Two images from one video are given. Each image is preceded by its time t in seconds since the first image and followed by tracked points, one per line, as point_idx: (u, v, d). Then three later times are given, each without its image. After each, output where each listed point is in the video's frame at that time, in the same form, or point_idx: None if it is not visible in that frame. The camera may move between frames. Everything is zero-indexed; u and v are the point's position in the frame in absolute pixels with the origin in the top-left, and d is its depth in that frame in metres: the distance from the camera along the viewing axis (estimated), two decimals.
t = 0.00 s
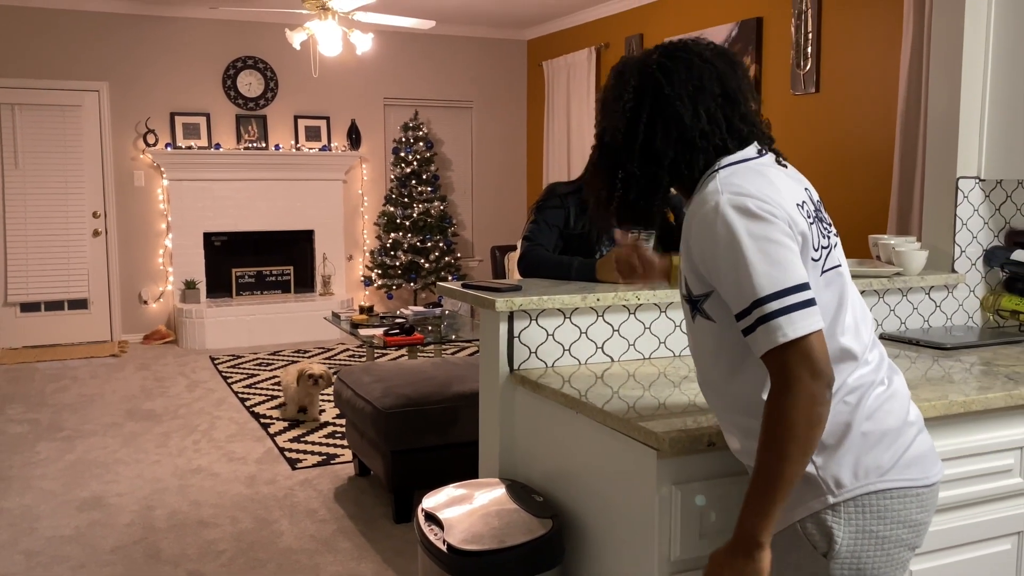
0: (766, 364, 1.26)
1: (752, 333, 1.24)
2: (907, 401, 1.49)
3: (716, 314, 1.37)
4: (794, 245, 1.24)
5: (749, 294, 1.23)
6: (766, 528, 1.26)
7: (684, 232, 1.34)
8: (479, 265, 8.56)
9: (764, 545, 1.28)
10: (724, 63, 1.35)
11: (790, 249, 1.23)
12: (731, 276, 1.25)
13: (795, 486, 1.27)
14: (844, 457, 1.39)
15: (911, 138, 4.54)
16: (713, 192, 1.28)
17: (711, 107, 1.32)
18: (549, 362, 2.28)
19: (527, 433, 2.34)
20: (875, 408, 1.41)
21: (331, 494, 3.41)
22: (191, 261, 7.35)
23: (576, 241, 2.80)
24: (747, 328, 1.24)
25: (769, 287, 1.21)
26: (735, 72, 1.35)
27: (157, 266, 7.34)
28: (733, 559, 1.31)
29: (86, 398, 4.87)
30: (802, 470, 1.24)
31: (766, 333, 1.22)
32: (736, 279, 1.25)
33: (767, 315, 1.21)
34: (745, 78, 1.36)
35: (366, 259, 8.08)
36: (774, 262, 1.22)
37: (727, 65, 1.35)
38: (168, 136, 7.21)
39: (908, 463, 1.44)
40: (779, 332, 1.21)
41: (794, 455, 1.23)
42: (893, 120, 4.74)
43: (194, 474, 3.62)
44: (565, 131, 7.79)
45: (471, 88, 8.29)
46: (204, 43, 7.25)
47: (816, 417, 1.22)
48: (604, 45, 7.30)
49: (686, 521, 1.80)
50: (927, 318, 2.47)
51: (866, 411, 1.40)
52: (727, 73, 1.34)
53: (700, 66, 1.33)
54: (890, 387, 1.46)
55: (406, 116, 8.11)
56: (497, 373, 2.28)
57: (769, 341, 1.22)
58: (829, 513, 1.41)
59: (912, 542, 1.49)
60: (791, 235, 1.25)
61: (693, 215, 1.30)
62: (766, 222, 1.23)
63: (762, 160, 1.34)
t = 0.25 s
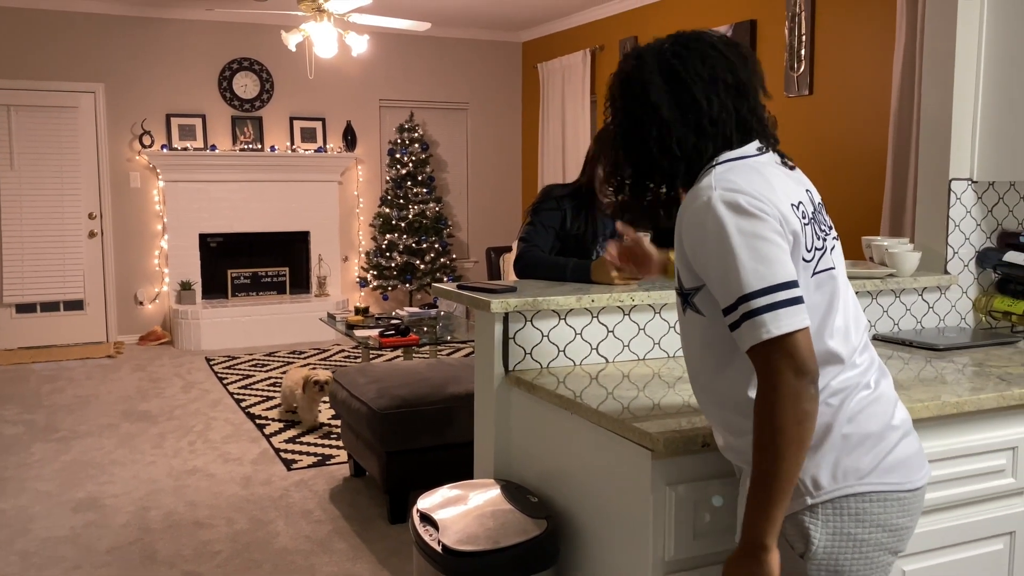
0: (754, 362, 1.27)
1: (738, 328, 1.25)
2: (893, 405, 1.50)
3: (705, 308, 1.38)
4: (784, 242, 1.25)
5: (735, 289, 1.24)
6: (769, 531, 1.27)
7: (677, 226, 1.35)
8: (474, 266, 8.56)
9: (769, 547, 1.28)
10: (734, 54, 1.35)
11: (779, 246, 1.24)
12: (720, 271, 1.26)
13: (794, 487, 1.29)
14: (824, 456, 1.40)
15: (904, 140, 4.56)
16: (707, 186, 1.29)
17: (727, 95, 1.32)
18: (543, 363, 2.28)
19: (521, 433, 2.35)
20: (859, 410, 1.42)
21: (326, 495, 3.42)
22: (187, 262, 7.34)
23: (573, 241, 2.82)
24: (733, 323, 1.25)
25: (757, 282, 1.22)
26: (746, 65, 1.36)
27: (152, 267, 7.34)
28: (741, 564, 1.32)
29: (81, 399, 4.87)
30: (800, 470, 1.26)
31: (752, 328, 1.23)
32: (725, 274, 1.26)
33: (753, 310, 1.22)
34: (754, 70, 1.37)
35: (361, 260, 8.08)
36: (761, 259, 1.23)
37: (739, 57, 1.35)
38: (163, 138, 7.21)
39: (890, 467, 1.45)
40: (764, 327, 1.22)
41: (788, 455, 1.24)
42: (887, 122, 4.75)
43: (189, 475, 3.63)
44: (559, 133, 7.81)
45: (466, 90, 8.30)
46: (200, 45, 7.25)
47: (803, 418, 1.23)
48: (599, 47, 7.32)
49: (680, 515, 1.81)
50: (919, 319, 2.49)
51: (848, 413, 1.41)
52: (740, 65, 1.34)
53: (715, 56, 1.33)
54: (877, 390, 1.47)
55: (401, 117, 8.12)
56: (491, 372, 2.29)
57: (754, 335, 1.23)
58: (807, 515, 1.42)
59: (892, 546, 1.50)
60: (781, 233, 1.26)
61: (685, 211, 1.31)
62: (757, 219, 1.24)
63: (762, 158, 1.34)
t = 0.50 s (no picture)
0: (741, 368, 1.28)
1: (727, 335, 1.26)
2: (893, 404, 1.50)
3: (701, 314, 1.38)
4: (778, 249, 1.26)
5: (726, 297, 1.25)
6: (718, 528, 1.29)
7: (673, 231, 1.35)
8: (470, 266, 8.57)
9: (715, 545, 1.30)
10: (711, 62, 1.35)
11: (772, 253, 1.24)
12: (711, 278, 1.27)
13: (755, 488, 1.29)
14: (828, 458, 1.40)
15: (899, 141, 4.57)
16: (702, 194, 1.29)
17: (698, 100, 1.32)
18: (539, 364, 2.29)
19: (518, 434, 2.35)
20: (861, 410, 1.42)
21: (322, 495, 3.42)
22: (183, 262, 7.34)
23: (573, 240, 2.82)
24: (723, 331, 1.25)
25: (747, 291, 1.23)
26: (723, 72, 1.36)
27: (149, 268, 7.34)
28: (682, 557, 1.33)
29: (78, 399, 4.86)
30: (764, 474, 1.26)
31: (740, 337, 1.23)
32: (717, 281, 1.26)
33: (742, 318, 1.23)
34: (734, 78, 1.37)
35: (358, 261, 8.09)
36: (753, 266, 1.23)
37: (715, 65, 1.35)
38: (160, 138, 7.21)
39: (893, 465, 1.45)
40: (752, 336, 1.22)
41: (755, 458, 1.24)
42: (882, 124, 4.76)
43: (185, 475, 3.63)
44: (555, 134, 7.82)
45: (462, 91, 8.30)
46: (196, 46, 7.25)
47: (781, 424, 1.23)
48: (595, 48, 7.32)
49: (677, 516, 1.80)
50: (915, 320, 2.50)
51: (851, 414, 1.41)
52: (715, 71, 1.34)
53: (686, 63, 1.34)
54: (877, 389, 1.47)
55: (398, 118, 8.13)
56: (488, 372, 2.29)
57: (741, 344, 1.23)
58: (813, 515, 1.42)
59: (896, 545, 1.50)
60: (775, 240, 1.26)
61: (679, 218, 1.31)
62: (749, 227, 1.24)
63: (756, 163, 1.35)
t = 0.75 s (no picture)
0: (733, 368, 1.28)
1: (717, 335, 1.26)
2: (881, 400, 1.51)
3: (690, 315, 1.38)
4: (764, 249, 1.26)
5: (715, 297, 1.25)
6: (724, 528, 1.28)
7: (659, 234, 1.35)
8: (467, 266, 8.56)
9: (720, 545, 1.29)
10: (723, 75, 1.35)
11: (759, 253, 1.24)
12: (699, 279, 1.27)
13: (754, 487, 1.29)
14: (817, 455, 1.41)
15: (895, 141, 4.57)
16: (688, 197, 1.29)
17: (706, 118, 1.33)
18: (535, 364, 2.29)
19: (514, 434, 2.35)
20: (848, 406, 1.43)
21: (319, 495, 3.42)
22: (179, 262, 7.33)
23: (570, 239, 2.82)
24: (713, 331, 1.25)
25: (736, 290, 1.23)
26: (732, 88, 1.36)
27: (145, 267, 7.32)
28: (688, 558, 1.33)
29: (74, 399, 4.86)
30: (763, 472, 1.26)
31: (730, 336, 1.23)
32: (705, 282, 1.26)
33: (732, 318, 1.23)
34: (740, 94, 1.38)
35: (354, 260, 8.08)
36: (741, 267, 1.23)
37: (727, 79, 1.36)
38: (156, 138, 7.19)
39: (882, 461, 1.46)
40: (743, 336, 1.22)
41: (753, 457, 1.25)
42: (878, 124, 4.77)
43: (182, 475, 3.62)
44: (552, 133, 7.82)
45: (458, 90, 8.30)
46: (193, 45, 7.23)
47: (776, 421, 1.24)
48: (591, 48, 7.32)
49: (673, 515, 1.81)
50: (910, 320, 2.50)
51: (839, 410, 1.41)
52: (725, 88, 1.35)
53: (703, 76, 1.33)
54: (865, 385, 1.47)
55: (394, 118, 8.12)
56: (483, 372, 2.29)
57: (732, 344, 1.24)
58: (803, 512, 1.43)
59: (887, 540, 1.50)
60: (761, 240, 1.26)
61: (666, 220, 1.32)
62: (736, 227, 1.25)
63: (736, 165, 1.36)
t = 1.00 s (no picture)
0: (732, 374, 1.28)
1: (715, 344, 1.26)
2: (874, 400, 1.51)
3: (685, 317, 1.38)
4: (759, 255, 1.25)
5: (711, 305, 1.25)
6: (734, 538, 1.29)
7: (653, 237, 1.34)
8: (464, 263, 8.56)
9: (734, 553, 1.30)
10: (671, 68, 1.37)
11: (754, 260, 1.24)
12: (694, 286, 1.26)
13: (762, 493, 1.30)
14: (803, 457, 1.41)
15: (891, 140, 4.58)
16: (680, 203, 1.28)
17: (662, 109, 1.33)
18: (533, 362, 2.29)
19: (511, 432, 2.36)
20: (838, 408, 1.43)
21: (315, 493, 3.41)
22: (175, 259, 7.32)
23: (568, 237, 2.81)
24: (710, 338, 1.26)
25: (732, 299, 1.23)
26: (684, 76, 1.37)
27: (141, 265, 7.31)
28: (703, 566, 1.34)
29: (69, 396, 4.85)
30: (768, 480, 1.27)
31: (729, 345, 1.24)
32: (700, 290, 1.26)
33: (729, 327, 1.23)
34: (696, 80, 1.38)
35: (351, 258, 8.07)
36: (736, 275, 1.23)
37: (676, 69, 1.37)
38: (152, 135, 7.18)
39: (869, 463, 1.46)
40: (741, 344, 1.23)
41: (760, 465, 1.25)
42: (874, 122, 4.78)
43: (178, 473, 3.62)
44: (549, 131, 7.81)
45: (455, 88, 8.29)
46: (189, 42, 7.22)
47: (779, 428, 1.24)
48: (588, 45, 7.31)
49: (668, 514, 1.81)
50: (907, 318, 2.51)
51: (828, 411, 1.42)
52: (675, 77, 1.36)
53: (646, 73, 1.35)
54: (857, 386, 1.47)
55: (391, 115, 8.11)
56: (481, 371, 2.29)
57: (731, 352, 1.24)
58: (788, 513, 1.44)
59: (874, 543, 1.51)
60: (756, 246, 1.26)
61: (660, 225, 1.31)
62: (731, 235, 1.24)
63: (730, 165, 1.35)
